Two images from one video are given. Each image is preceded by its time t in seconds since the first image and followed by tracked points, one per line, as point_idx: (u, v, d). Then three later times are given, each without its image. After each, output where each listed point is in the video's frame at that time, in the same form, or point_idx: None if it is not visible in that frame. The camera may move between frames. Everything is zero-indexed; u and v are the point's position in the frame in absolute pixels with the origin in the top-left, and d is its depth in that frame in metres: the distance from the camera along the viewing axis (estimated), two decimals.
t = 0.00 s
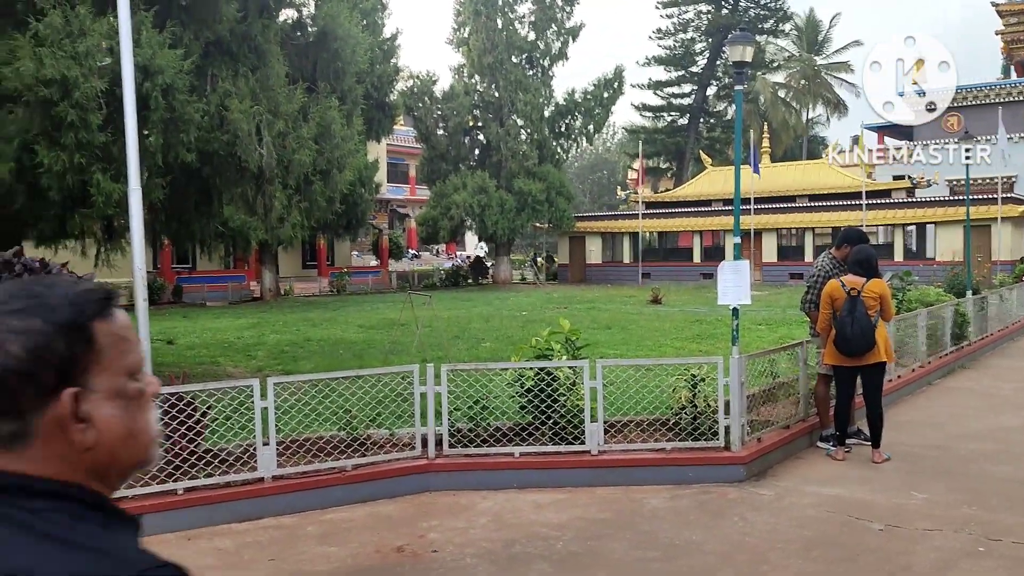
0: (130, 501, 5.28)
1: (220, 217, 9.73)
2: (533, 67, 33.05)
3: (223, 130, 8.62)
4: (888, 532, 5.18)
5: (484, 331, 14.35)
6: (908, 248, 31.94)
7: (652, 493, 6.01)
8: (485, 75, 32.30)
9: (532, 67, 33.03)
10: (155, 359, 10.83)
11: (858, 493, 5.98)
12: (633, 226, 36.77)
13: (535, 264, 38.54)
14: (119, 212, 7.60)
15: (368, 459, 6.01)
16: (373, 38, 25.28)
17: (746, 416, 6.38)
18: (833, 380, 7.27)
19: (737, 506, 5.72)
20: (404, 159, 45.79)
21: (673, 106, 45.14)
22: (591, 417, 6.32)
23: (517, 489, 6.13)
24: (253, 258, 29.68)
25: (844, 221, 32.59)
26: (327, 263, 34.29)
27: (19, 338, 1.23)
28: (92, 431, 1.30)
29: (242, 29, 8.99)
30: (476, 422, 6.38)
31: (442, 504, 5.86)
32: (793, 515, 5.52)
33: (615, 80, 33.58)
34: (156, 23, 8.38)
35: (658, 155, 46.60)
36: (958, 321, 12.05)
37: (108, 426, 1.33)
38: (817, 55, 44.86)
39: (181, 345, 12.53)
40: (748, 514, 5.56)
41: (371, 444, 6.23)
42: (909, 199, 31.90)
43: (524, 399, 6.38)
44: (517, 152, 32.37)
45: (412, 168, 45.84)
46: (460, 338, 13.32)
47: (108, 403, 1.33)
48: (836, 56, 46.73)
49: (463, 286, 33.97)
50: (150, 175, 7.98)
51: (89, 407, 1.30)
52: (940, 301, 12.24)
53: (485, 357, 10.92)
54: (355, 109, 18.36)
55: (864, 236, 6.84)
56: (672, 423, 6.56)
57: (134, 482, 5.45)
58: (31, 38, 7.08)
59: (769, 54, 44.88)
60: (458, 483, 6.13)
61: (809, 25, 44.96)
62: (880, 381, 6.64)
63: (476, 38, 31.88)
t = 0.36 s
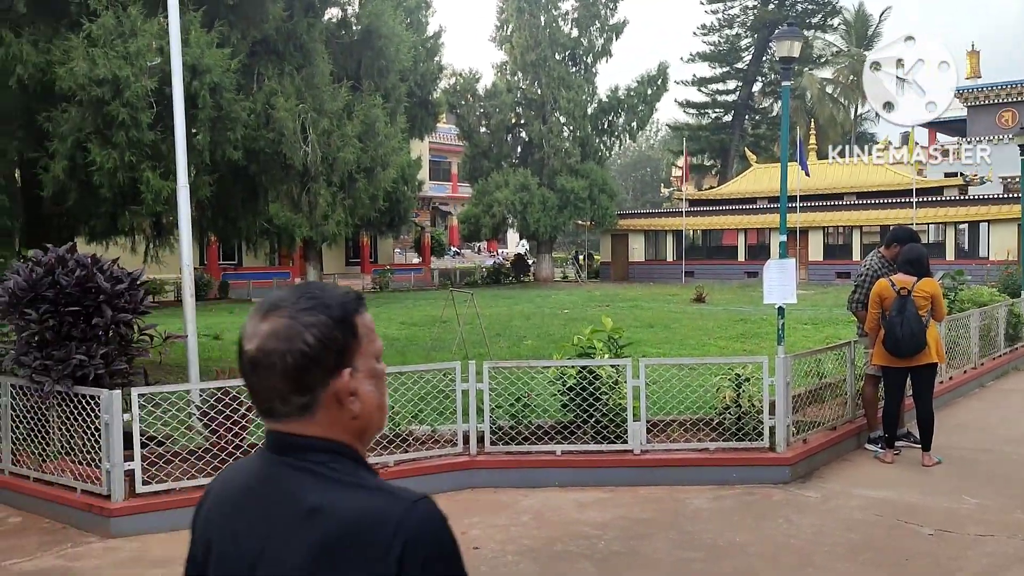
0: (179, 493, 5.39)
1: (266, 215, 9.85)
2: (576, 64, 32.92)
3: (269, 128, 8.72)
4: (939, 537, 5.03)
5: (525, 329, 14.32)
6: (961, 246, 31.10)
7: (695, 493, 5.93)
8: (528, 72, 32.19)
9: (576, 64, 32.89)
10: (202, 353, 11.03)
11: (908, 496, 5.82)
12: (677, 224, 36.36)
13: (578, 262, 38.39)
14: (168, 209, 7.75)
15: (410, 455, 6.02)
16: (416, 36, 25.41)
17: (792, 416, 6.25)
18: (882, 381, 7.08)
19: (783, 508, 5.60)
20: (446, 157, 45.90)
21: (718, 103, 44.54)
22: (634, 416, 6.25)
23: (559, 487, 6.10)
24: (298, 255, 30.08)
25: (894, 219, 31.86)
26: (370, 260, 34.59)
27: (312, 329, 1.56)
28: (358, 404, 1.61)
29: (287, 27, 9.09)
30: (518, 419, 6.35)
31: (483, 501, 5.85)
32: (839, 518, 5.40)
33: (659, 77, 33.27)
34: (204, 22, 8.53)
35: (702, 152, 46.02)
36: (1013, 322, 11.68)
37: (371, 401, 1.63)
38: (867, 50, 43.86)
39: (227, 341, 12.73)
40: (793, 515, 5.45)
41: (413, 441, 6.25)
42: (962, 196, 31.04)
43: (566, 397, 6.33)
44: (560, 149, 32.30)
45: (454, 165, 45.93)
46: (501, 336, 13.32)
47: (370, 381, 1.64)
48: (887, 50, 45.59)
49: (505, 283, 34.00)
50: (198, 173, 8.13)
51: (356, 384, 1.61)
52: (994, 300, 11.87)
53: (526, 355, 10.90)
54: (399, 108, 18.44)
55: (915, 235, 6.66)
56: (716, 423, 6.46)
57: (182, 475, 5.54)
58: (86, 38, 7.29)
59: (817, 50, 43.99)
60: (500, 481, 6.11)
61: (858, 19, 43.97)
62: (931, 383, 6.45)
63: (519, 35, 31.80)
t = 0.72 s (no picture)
0: (226, 484, 5.49)
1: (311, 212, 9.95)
2: (620, 59, 32.61)
3: (315, 125, 8.76)
4: (992, 539, 4.87)
5: (566, 325, 14.27)
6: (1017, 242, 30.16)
7: (739, 491, 5.84)
8: (571, 68, 32.03)
9: (620, 59, 32.57)
10: (248, 347, 11.22)
11: (959, 497, 5.66)
12: (722, 219, 35.82)
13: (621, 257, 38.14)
14: (217, 206, 7.87)
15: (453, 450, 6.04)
16: (460, 33, 25.47)
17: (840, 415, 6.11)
18: (932, 380, 6.88)
19: (829, 508, 5.49)
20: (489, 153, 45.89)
21: (765, 97, 43.78)
22: (678, 414, 6.18)
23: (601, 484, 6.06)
24: (343, 251, 30.40)
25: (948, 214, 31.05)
26: (413, 256, 34.82)
27: (497, 290, 1.79)
28: (533, 356, 1.84)
29: (333, 25, 9.19)
30: (559, 416, 6.32)
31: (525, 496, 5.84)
32: (887, 518, 5.27)
33: (705, 71, 32.82)
34: (252, 22, 8.69)
35: (749, 146, 45.30)
36: None
37: (542, 355, 1.86)
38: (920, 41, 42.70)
39: (271, 335, 12.92)
40: (840, 515, 5.34)
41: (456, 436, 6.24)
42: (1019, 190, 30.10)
43: (609, 393, 6.28)
44: (604, 145, 32.23)
45: (497, 161, 45.87)
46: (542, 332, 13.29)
47: (540, 337, 1.86)
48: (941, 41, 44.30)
49: (548, 279, 33.97)
50: (246, 169, 8.25)
51: (532, 340, 1.84)
52: None
53: (566, 351, 10.85)
54: (442, 104, 18.50)
55: (967, 231, 6.43)
56: (761, 421, 6.36)
57: (229, 466, 5.64)
58: (138, 38, 7.44)
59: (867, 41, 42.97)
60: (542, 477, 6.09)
61: (911, 9, 42.82)
62: (984, 382, 6.25)
63: (562, 31, 31.67)
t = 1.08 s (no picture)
0: (276, 475, 5.58)
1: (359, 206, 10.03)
2: (666, 52, 32.38)
3: (362, 120, 8.82)
4: None
5: (612, 320, 14.22)
6: None
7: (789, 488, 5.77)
8: (617, 61, 31.88)
9: (665, 52, 32.38)
10: (298, 340, 11.39)
11: (1019, 497, 5.51)
12: (769, 214, 35.25)
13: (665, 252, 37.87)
14: (266, 201, 7.97)
15: (499, 442, 6.06)
16: (506, 27, 25.48)
17: (892, 412, 6.00)
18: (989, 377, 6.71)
19: (882, 506, 5.40)
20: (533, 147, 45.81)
21: (812, 90, 43.04)
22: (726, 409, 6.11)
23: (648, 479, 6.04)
24: (388, 245, 30.60)
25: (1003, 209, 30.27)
26: (458, 251, 34.97)
27: (698, 281, 1.96)
28: (726, 344, 2.00)
29: (380, 20, 9.27)
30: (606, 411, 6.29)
31: (573, 490, 5.84)
32: (942, 518, 5.16)
33: (751, 63, 32.63)
34: (300, 19, 8.88)
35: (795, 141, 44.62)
36: None
37: (732, 343, 2.02)
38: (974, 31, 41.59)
39: (321, 329, 13.09)
40: (893, 514, 5.25)
41: (502, 429, 6.27)
42: None
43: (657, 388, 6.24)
44: (649, 138, 31.80)
45: (541, 156, 45.79)
46: (589, 326, 13.28)
47: (733, 326, 2.02)
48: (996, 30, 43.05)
49: (592, 273, 33.88)
50: (294, 165, 8.35)
51: (726, 328, 2.00)
52: None
53: (614, 345, 10.81)
54: (490, 99, 18.53)
55: None
56: (811, 417, 6.27)
57: (280, 457, 5.72)
58: (190, 36, 7.58)
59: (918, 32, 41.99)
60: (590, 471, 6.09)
61: None
62: None
63: (608, 23, 31.57)
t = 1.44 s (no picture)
0: (325, 467, 5.66)
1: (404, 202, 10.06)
2: (711, 45, 32.07)
3: (407, 117, 8.87)
4: None
5: (658, 315, 14.16)
6: None
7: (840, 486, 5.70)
8: (661, 55, 31.60)
9: (710, 45, 32.07)
10: (345, 335, 11.53)
11: None
12: (819, 208, 34.71)
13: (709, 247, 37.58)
14: (313, 197, 8.07)
15: (546, 438, 6.08)
16: (550, 22, 25.39)
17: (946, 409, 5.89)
18: None
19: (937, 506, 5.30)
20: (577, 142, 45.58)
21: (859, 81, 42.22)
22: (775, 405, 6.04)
23: (695, 476, 6.00)
24: (432, 241, 30.75)
25: None
26: (501, 246, 35.07)
27: (860, 259, 2.07)
28: (881, 315, 2.10)
29: (425, 17, 9.32)
30: (653, 406, 6.30)
31: (619, 486, 5.83)
32: (999, 518, 5.05)
33: (800, 55, 32.15)
34: (347, 17, 8.98)
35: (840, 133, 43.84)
36: None
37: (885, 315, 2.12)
38: None
39: (366, 323, 13.21)
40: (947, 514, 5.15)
41: (548, 424, 6.28)
42: None
43: (704, 383, 6.18)
44: (694, 133, 31.63)
45: (584, 151, 45.61)
46: (634, 321, 13.24)
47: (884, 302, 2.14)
48: None
49: (635, 269, 33.73)
50: (340, 162, 8.46)
51: (880, 302, 2.11)
52: None
53: (660, 341, 10.77)
54: (535, 93, 18.48)
55: None
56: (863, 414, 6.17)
57: (328, 450, 5.77)
58: (239, 35, 7.70)
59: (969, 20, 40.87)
60: (636, 467, 6.07)
61: None
62: None
63: (653, 17, 31.34)
